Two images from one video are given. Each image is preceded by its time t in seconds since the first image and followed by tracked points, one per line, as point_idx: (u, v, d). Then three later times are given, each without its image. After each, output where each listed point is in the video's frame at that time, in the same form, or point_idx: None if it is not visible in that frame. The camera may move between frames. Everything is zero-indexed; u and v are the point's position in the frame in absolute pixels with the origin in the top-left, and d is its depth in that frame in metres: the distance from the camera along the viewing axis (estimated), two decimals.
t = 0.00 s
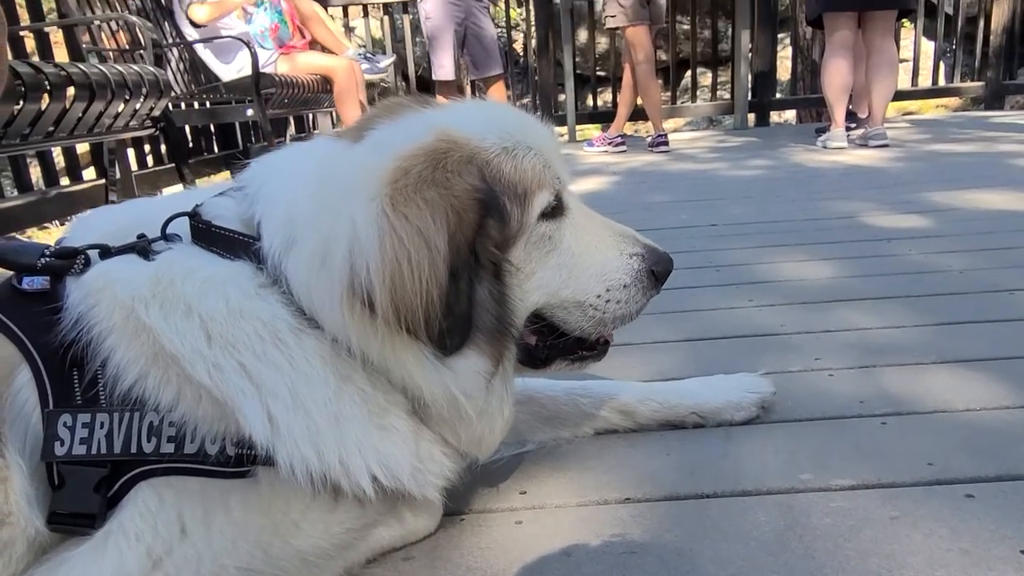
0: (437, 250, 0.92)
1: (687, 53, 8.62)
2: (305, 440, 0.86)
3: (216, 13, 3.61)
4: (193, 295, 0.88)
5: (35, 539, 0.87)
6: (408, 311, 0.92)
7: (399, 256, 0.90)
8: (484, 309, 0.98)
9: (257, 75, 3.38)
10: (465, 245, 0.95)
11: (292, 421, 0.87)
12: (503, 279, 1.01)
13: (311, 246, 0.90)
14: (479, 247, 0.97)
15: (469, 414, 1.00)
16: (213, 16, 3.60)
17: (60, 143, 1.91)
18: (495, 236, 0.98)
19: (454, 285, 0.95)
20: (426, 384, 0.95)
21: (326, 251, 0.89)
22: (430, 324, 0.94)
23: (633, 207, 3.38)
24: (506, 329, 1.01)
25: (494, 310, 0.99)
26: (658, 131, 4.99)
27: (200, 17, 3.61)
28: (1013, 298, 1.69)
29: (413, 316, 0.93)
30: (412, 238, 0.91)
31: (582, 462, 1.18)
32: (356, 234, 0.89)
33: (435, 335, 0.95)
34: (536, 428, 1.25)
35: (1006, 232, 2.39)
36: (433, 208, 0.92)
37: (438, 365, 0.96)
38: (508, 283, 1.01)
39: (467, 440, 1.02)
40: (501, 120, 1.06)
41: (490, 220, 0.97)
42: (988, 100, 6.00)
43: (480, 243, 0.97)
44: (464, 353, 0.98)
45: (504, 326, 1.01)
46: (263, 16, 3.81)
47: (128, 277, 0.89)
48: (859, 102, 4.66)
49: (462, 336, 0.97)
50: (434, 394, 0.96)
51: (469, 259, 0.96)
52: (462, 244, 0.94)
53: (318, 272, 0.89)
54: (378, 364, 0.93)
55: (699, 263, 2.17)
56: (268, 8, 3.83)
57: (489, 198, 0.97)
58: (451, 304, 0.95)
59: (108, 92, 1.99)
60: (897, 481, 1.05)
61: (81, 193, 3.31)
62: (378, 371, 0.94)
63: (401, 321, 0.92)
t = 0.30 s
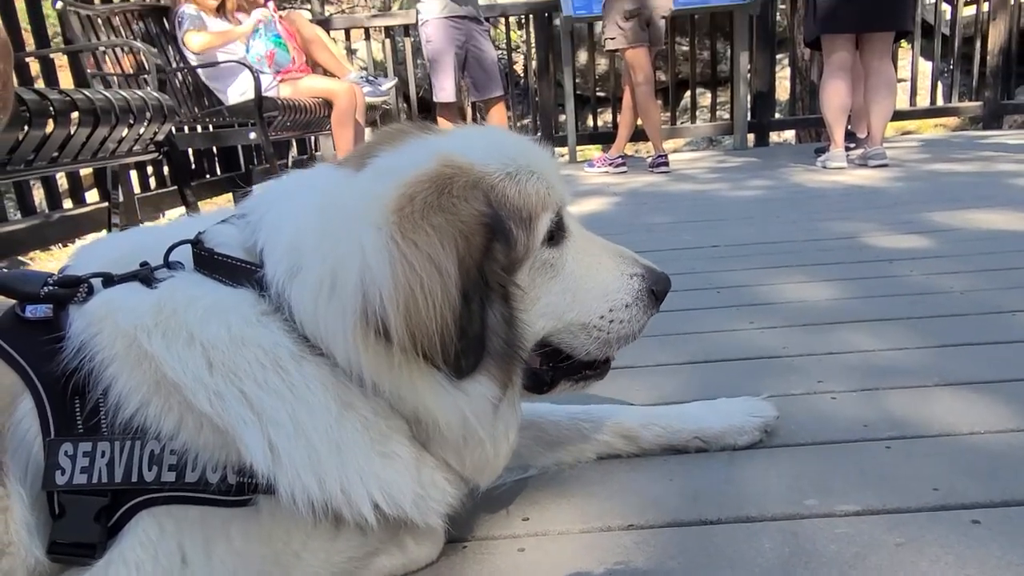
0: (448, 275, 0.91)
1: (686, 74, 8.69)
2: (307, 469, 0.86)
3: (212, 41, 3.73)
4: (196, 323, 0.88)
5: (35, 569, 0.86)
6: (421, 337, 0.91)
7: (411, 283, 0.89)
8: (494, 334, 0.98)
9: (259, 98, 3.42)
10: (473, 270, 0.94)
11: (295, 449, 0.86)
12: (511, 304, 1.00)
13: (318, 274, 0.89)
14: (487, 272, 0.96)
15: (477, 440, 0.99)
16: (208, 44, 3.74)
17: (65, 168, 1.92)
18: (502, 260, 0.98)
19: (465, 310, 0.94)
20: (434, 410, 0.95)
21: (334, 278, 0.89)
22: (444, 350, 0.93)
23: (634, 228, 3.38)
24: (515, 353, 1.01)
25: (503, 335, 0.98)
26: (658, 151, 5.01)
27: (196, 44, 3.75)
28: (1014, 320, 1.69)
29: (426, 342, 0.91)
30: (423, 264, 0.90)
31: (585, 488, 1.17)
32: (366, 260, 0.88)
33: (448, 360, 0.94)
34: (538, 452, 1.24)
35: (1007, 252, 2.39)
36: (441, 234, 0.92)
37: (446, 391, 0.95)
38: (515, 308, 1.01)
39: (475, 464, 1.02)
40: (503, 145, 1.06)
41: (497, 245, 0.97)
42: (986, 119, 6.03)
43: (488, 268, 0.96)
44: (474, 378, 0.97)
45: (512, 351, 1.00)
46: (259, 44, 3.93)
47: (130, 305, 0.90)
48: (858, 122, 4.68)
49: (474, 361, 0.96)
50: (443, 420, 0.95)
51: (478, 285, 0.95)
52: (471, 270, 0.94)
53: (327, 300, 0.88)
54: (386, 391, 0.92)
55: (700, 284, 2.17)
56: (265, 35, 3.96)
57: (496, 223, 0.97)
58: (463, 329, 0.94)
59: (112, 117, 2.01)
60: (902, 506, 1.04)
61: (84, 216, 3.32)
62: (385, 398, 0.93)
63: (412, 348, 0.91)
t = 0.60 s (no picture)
0: (455, 308, 0.91)
1: (687, 99, 8.74)
2: (313, 503, 0.86)
3: (215, 67, 3.78)
4: (203, 358, 0.89)
5: None
6: (430, 370, 0.91)
7: (418, 317, 0.89)
8: (501, 365, 0.97)
9: (265, 126, 3.45)
10: (480, 302, 0.94)
11: (301, 484, 0.87)
12: (518, 334, 1.01)
13: (325, 309, 0.89)
14: (494, 303, 0.96)
15: (485, 471, 0.99)
16: (211, 70, 3.79)
17: (72, 199, 1.93)
18: (507, 292, 0.98)
19: (472, 342, 0.94)
20: (443, 441, 0.94)
21: (341, 313, 0.89)
22: (452, 382, 0.92)
23: (636, 254, 3.39)
24: (520, 384, 1.01)
25: (509, 366, 0.98)
26: (660, 176, 5.03)
27: (199, 70, 3.80)
28: (1019, 346, 1.68)
29: (433, 375, 0.91)
30: (430, 298, 0.90)
31: (591, 519, 1.17)
32: (373, 295, 0.89)
33: (455, 393, 0.94)
34: (544, 483, 1.24)
35: (1009, 277, 2.39)
36: (448, 268, 0.92)
37: (456, 423, 0.95)
38: (521, 338, 1.01)
39: (481, 496, 1.01)
40: (507, 177, 1.07)
41: (503, 276, 0.97)
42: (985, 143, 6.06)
43: (495, 298, 0.96)
44: (482, 410, 0.97)
45: (518, 382, 1.00)
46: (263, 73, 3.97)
47: (138, 341, 0.90)
48: (858, 147, 4.71)
49: (483, 391, 0.95)
50: (450, 451, 0.95)
51: (486, 316, 0.95)
52: (478, 302, 0.94)
53: (333, 335, 0.89)
54: (393, 424, 0.92)
55: (703, 311, 2.17)
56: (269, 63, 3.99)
57: (501, 255, 0.97)
58: (471, 360, 0.94)
59: (119, 147, 2.03)
60: (911, 539, 1.03)
61: (90, 244, 3.33)
62: (391, 430, 0.93)
63: (420, 381, 0.91)
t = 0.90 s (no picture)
0: (462, 341, 0.91)
1: (688, 122, 8.81)
2: (320, 537, 0.87)
3: (218, 92, 3.80)
4: (210, 391, 0.89)
5: None
6: (438, 403, 0.91)
7: (425, 350, 0.89)
8: (509, 396, 0.97)
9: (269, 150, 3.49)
10: (488, 334, 0.94)
11: (307, 517, 0.87)
12: (525, 365, 1.00)
13: (331, 342, 0.90)
14: (501, 335, 0.96)
15: (491, 502, 0.99)
16: (214, 96, 3.80)
17: (79, 226, 1.94)
18: (515, 323, 0.98)
19: (480, 374, 0.93)
20: (450, 473, 0.94)
21: (348, 346, 0.89)
22: (461, 414, 0.92)
23: (638, 277, 3.40)
24: (528, 415, 1.00)
25: (516, 397, 0.98)
26: (661, 199, 5.05)
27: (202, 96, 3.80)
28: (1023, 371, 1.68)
29: (442, 408, 0.91)
30: (437, 331, 0.90)
31: (596, 548, 1.16)
32: (381, 328, 0.89)
33: (462, 424, 0.93)
34: (549, 512, 1.23)
35: (1013, 301, 2.39)
36: (454, 300, 0.92)
37: (463, 454, 0.95)
38: (528, 368, 1.01)
39: (488, 527, 1.01)
40: (512, 208, 1.08)
41: (511, 308, 0.97)
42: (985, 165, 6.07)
43: (502, 330, 0.96)
44: (489, 442, 0.97)
45: (525, 413, 1.00)
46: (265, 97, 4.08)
47: (145, 374, 0.91)
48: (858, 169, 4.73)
49: (489, 423, 0.95)
50: (456, 483, 0.95)
51: (493, 347, 0.95)
52: (485, 334, 0.94)
53: (340, 368, 0.89)
54: (400, 456, 0.92)
55: (707, 335, 2.17)
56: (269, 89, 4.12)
57: (508, 287, 0.97)
58: (479, 392, 0.93)
59: (126, 174, 2.04)
60: (919, 569, 1.03)
61: (95, 269, 3.35)
62: (398, 463, 0.93)
63: (429, 414, 0.91)
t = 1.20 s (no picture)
0: (466, 373, 0.91)
1: (689, 147, 8.86)
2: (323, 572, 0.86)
3: (226, 122, 3.86)
4: (214, 424, 0.89)
5: None
6: (442, 436, 0.90)
7: (429, 383, 0.89)
8: (513, 428, 0.97)
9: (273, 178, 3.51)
10: (491, 366, 0.94)
11: (311, 551, 0.86)
12: (528, 397, 1.00)
13: (335, 374, 0.90)
14: (505, 366, 0.96)
15: (496, 535, 0.98)
16: (221, 125, 3.86)
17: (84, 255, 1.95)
18: (518, 354, 0.98)
19: (483, 407, 0.93)
20: (454, 507, 0.94)
21: (352, 378, 0.89)
22: (465, 446, 0.92)
23: (642, 303, 3.40)
24: (531, 446, 1.00)
25: (520, 429, 0.98)
26: (664, 225, 5.07)
27: (209, 125, 3.85)
28: None
29: (446, 441, 0.91)
30: (441, 363, 0.90)
31: None
32: (385, 361, 0.89)
33: (466, 457, 0.93)
34: (554, 543, 1.22)
35: (1017, 327, 2.38)
36: (458, 332, 0.92)
37: (466, 487, 0.94)
38: (532, 400, 1.01)
39: (492, 561, 1.00)
40: (515, 239, 1.08)
41: (514, 339, 0.97)
42: (986, 190, 6.09)
43: (506, 362, 0.96)
44: (493, 474, 0.96)
45: (529, 444, 1.00)
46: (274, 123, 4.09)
47: (150, 407, 0.91)
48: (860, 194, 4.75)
49: (494, 455, 0.95)
50: (460, 516, 0.94)
51: (497, 380, 0.95)
52: (489, 366, 0.94)
53: (344, 400, 0.89)
54: (403, 489, 0.92)
55: (711, 362, 2.17)
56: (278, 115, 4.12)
57: (512, 318, 0.97)
58: (483, 424, 0.93)
59: (132, 204, 2.06)
60: None
61: (100, 296, 3.36)
62: (402, 496, 0.92)
63: (434, 447, 0.91)
